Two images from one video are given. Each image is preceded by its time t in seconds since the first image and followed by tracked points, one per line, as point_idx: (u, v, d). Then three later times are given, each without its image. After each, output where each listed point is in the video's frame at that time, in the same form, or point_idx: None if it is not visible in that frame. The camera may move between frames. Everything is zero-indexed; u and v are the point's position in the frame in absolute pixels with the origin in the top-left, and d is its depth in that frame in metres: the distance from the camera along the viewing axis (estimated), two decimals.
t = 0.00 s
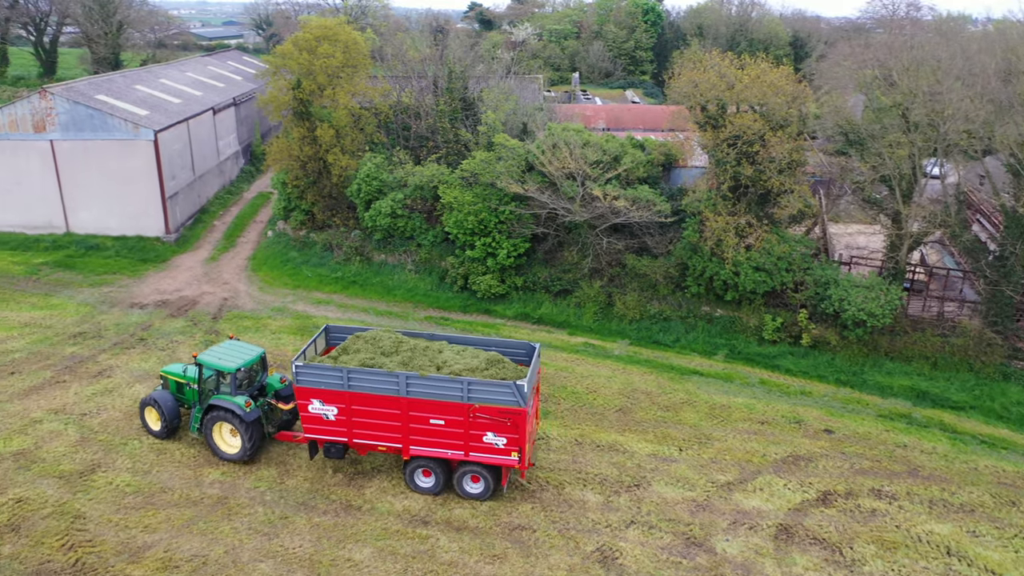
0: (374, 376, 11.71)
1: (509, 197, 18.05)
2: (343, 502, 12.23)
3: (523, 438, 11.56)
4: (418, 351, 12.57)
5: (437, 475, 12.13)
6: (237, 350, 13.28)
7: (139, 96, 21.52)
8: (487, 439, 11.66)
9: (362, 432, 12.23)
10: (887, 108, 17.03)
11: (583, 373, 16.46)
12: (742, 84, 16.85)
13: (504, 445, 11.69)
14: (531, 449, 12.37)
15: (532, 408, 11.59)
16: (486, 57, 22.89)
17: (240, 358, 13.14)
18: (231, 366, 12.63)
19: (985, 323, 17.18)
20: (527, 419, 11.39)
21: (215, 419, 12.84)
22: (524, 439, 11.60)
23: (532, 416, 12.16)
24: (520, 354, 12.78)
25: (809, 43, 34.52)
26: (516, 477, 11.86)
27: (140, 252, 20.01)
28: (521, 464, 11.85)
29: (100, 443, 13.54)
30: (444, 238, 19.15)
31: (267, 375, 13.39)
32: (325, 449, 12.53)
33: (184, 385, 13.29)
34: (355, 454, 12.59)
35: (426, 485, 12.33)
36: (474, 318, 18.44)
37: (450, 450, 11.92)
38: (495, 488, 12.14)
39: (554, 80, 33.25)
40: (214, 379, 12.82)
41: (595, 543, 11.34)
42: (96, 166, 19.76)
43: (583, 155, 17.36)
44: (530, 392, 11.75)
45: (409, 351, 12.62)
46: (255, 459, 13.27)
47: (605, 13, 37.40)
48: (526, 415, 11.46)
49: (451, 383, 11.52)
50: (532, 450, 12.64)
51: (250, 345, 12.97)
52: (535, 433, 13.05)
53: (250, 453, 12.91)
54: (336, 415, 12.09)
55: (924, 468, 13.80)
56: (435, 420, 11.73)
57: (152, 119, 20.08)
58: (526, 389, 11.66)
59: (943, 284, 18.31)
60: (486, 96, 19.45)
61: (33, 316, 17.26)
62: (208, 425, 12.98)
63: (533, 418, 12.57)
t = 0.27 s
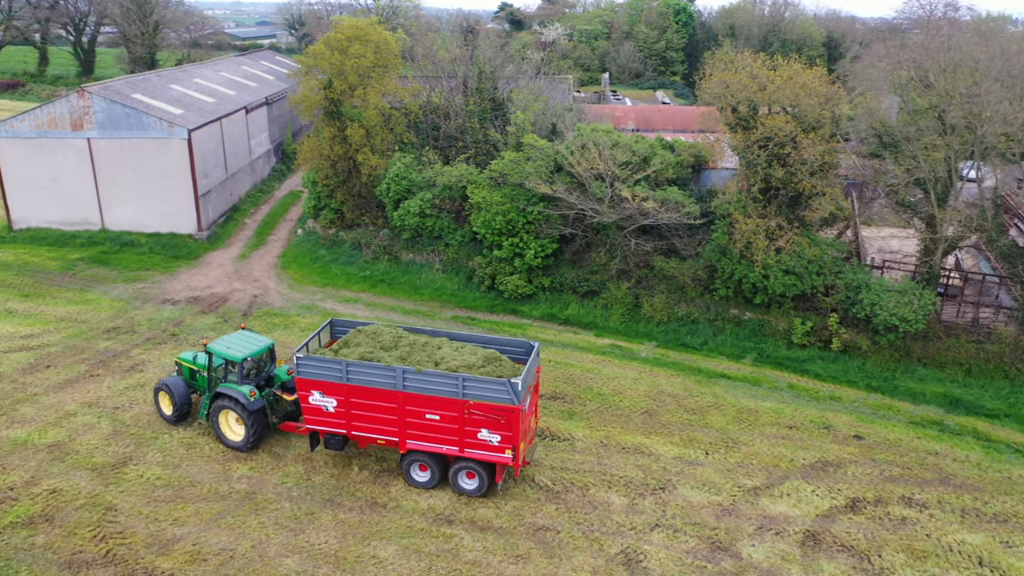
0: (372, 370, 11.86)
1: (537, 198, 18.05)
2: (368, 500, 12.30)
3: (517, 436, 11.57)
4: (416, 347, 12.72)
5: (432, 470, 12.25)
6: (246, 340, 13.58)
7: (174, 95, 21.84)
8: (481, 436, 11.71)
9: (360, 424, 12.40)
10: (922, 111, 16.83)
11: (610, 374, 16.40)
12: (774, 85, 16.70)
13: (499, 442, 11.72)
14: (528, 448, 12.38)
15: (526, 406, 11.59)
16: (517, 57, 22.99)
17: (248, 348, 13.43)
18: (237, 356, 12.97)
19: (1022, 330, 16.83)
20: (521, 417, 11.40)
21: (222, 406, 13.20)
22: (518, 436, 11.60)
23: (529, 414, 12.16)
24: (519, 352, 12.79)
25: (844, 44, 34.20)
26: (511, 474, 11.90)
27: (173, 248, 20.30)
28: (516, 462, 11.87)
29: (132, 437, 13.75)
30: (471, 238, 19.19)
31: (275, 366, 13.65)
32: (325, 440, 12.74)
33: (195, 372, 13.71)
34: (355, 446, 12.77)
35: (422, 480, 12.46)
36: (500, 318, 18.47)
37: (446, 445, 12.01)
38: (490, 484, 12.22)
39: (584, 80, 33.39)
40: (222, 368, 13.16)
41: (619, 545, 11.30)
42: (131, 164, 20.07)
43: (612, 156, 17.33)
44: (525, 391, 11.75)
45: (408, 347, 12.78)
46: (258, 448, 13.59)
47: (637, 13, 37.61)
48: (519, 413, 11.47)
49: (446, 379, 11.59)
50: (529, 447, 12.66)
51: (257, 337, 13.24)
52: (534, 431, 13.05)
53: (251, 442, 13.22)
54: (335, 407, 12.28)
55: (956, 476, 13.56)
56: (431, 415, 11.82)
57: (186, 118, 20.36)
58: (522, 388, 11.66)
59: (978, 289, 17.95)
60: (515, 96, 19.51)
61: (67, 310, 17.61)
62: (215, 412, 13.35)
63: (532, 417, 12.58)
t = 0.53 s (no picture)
0: (364, 363, 12.09)
1: (559, 198, 18.08)
2: (388, 498, 12.33)
3: (505, 432, 11.67)
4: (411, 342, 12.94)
5: (424, 463, 12.39)
6: (252, 333, 13.92)
7: (200, 94, 22.09)
8: (470, 431, 11.84)
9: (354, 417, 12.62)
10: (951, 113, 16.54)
11: (630, 376, 16.34)
12: (799, 86, 16.60)
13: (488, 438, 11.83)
14: (518, 444, 12.48)
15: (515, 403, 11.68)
16: (539, 58, 23.16)
17: (253, 340, 13.76)
18: (240, 347, 13.31)
19: None
20: (509, 413, 11.49)
21: (225, 396, 13.55)
22: (506, 432, 11.70)
23: (519, 411, 12.25)
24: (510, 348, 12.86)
25: (871, 44, 34.04)
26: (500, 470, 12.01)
27: (198, 246, 20.52)
28: (505, 458, 11.96)
29: (156, 432, 13.91)
30: (493, 238, 19.22)
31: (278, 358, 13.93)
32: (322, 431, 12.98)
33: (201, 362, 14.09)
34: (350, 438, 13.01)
35: (414, 474, 12.63)
36: (521, 318, 18.46)
37: (437, 439, 12.16)
38: (480, 479, 12.34)
39: (607, 81, 33.55)
40: (227, 357, 13.56)
41: (638, 548, 11.25)
42: (157, 163, 20.29)
43: (634, 157, 17.32)
44: (515, 388, 11.84)
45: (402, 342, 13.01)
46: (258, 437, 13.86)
47: (660, 12, 38.63)
48: (508, 409, 11.56)
49: (436, 374, 11.74)
50: (521, 445, 12.76)
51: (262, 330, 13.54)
52: (527, 429, 13.15)
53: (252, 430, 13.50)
54: (330, 399, 12.53)
55: (981, 483, 13.35)
56: (421, 409, 11.99)
57: (211, 118, 20.54)
58: (511, 384, 11.75)
59: (1006, 294, 17.53)
60: (538, 97, 19.65)
61: (93, 307, 17.86)
62: (219, 401, 13.70)
63: (523, 414, 12.67)
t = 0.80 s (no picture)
0: (360, 356, 12.29)
1: (582, 199, 18.07)
2: (408, 497, 12.36)
3: (495, 428, 11.77)
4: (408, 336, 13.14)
5: (418, 456, 12.55)
6: (260, 323, 14.22)
7: (227, 94, 22.32)
8: (461, 426, 11.97)
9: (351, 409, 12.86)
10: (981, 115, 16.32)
11: (652, 378, 16.26)
12: (825, 87, 16.52)
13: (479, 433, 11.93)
14: (510, 441, 12.57)
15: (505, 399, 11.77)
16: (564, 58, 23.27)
17: (261, 330, 14.07)
18: (244, 336, 13.65)
19: None
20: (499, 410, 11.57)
21: (231, 384, 13.91)
22: (497, 428, 11.79)
23: (511, 408, 12.35)
24: (505, 345, 12.98)
25: (900, 44, 33.83)
26: (491, 466, 12.12)
27: (223, 244, 20.72)
28: (496, 454, 12.04)
29: (181, 427, 14.06)
30: (515, 238, 19.24)
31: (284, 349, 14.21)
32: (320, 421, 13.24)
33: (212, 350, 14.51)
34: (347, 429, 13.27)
35: (408, 467, 12.79)
36: (543, 319, 18.44)
37: (430, 433, 12.31)
38: (473, 474, 12.45)
39: (631, 81, 33.67)
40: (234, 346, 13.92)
41: (659, 551, 11.19)
42: (184, 162, 20.53)
43: (658, 158, 17.26)
44: (507, 385, 11.93)
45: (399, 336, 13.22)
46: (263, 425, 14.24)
47: (686, 13, 38.77)
48: (498, 405, 11.63)
49: (429, 369, 11.88)
50: (513, 442, 12.86)
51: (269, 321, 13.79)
52: (521, 427, 13.25)
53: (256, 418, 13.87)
54: (328, 391, 12.81)
55: (1008, 492, 13.11)
56: (415, 403, 12.16)
57: (238, 117, 20.73)
58: (503, 381, 11.84)
59: None
60: (562, 97, 19.72)
61: (120, 303, 18.10)
62: (226, 388, 14.08)
63: (516, 411, 12.78)
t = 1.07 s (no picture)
0: (359, 347, 12.64)
1: (605, 200, 18.04)
2: (429, 496, 12.39)
3: (487, 424, 11.91)
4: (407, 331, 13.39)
5: (413, 449, 12.78)
6: (269, 311, 14.62)
7: (253, 93, 22.52)
8: (455, 420, 12.16)
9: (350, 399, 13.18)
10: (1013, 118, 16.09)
11: (674, 380, 16.16)
12: (853, 89, 16.45)
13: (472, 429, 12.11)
14: (504, 438, 12.72)
15: (498, 396, 11.92)
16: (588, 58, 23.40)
17: (268, 319, 14.49)
18: (250, 323, 14.09)
19: None
20: (491, 406, 11.71)
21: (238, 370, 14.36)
22: (490, 424, 11.94)
23: (505, 405, 12.51)
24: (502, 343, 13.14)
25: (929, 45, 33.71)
26: (484, 462, 12.26)
27: (249, 242, 20.91)
28: (489, 450, 12.19)
29: (205, 423, 14.20)
30: (538, 239, 19.24)
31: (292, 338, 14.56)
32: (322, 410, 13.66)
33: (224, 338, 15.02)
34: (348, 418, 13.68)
35: (404, 459, 13.03)
36: (565, 319, 18.42)
37: (425, 426, 12.54)
38: (466, 469, 12.61)
39: (656, 82, 33.89)
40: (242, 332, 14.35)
41: (679, 554, 11.12)
42: (211, 161, 20.75)
43: (682, 159, 17.19)
44: (500, 382, 12.08)
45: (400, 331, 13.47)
46: (266, 412, 14.59)
47: (712, 12, 39.32)
48: (491, 402, 11.80)
49: (424, 363, 12.13)
50: (509, 439, 13.00)
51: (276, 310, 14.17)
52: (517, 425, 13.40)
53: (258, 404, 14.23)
54: (329, 380, 13.18)
55: None
56: (410, 396, 12.42)
57: (264, 117, 20.90)
58: (497, 378, 12.01)
59: None
60: (587, 98, 19.81)
61: (146, 299, 18.32)
62: (234, 375, 14.53)
63: (512, 409, 12.93)
